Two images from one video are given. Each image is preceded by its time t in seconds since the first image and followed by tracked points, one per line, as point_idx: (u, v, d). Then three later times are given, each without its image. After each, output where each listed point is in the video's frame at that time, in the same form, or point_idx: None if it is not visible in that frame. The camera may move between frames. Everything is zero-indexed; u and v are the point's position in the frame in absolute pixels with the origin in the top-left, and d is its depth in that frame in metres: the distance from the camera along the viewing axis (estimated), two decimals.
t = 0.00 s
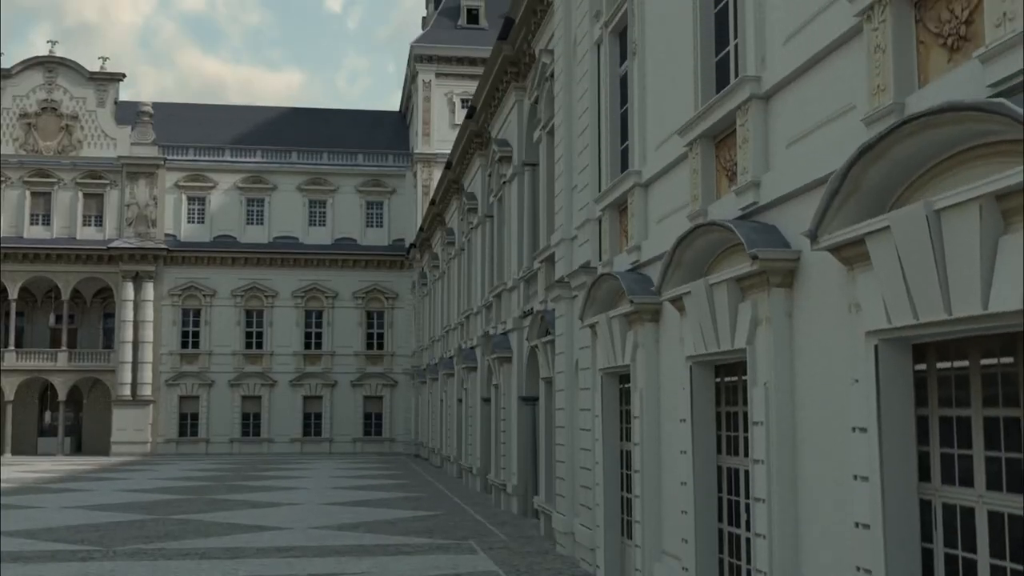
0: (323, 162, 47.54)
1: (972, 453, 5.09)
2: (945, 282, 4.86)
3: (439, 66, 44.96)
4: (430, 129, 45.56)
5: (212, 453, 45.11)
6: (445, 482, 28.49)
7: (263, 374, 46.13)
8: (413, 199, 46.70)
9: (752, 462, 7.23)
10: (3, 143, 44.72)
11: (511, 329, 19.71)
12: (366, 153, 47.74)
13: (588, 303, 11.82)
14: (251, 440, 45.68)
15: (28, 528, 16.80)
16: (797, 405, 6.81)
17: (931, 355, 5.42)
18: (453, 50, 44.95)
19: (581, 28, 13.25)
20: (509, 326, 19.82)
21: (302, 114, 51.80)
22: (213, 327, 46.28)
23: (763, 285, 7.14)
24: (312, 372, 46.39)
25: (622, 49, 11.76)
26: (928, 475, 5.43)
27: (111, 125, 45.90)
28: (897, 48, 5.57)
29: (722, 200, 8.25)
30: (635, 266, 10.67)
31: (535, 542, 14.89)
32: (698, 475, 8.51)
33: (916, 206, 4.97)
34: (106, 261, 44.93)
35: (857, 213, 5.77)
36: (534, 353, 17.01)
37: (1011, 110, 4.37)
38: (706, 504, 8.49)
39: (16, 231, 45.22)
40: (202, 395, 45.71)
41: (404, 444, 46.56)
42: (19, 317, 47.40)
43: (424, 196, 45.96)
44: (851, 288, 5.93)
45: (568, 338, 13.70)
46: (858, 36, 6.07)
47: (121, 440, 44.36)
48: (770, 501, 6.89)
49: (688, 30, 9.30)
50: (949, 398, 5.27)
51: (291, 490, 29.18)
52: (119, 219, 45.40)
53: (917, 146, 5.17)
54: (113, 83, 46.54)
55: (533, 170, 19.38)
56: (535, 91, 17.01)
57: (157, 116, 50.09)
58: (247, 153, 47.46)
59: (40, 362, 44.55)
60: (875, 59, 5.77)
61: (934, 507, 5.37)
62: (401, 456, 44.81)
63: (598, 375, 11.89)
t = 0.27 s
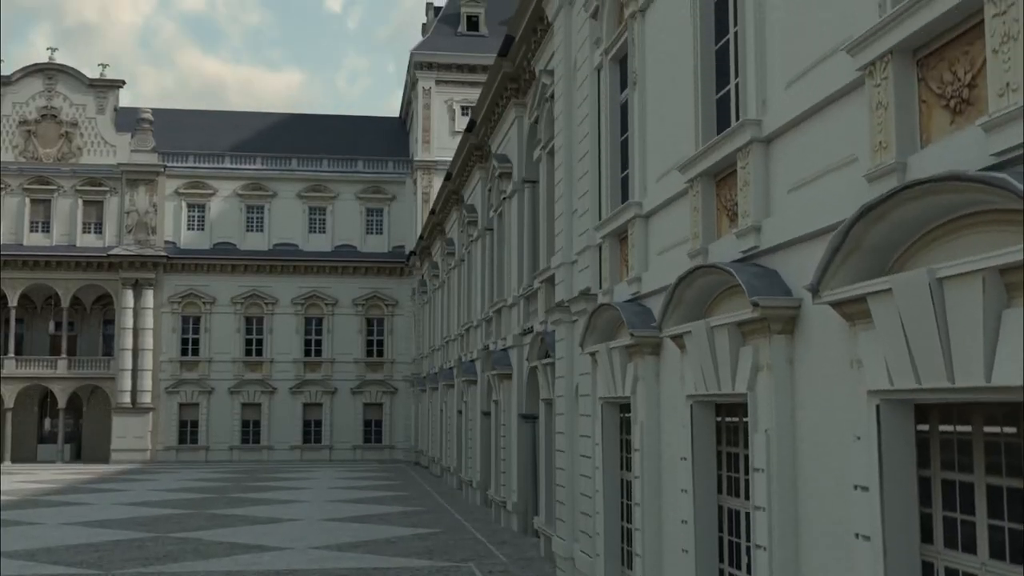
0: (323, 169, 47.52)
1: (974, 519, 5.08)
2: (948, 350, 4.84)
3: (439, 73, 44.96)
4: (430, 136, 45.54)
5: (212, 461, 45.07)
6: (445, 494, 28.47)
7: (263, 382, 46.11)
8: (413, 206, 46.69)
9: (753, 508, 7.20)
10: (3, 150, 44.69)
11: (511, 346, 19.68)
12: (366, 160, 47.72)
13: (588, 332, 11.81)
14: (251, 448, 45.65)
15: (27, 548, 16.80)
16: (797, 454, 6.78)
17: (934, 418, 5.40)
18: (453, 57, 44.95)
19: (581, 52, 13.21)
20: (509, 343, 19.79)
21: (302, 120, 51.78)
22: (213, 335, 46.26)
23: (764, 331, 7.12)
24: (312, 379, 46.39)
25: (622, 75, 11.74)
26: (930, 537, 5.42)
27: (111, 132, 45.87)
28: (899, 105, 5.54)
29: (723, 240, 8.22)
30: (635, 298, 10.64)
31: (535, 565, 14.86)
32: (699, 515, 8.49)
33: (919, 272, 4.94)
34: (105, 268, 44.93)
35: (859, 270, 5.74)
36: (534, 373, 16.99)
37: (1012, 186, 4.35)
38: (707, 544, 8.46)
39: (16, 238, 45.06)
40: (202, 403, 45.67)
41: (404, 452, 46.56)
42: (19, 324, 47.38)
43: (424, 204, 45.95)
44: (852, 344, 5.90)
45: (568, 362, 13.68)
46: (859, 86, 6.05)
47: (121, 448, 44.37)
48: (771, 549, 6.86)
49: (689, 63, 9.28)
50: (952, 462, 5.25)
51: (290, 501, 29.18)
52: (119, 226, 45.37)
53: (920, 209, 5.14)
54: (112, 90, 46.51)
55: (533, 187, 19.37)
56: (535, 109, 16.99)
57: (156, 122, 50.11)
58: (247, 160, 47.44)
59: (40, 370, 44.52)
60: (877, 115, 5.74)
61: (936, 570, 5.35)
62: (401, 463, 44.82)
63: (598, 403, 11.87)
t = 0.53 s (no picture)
0: (323, 177, 47.49)
1: None
2: (951, 429, 4.81)
3: (439, 81, 44.93)
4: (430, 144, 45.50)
5: (211, 469, 45.02)
6: (445, 507, 28.42)
7: (263, 390, 46.08)
8: (412, 214, 46.67)
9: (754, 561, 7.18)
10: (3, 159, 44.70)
11: (511, 365, 19.64)
12: (366, 168, 47.70)
13: (587, 364, 11.80)
14: (251, 456, 45.62)
15: (26, 570, 16.82)
16: (799, 510, 6.74)
17: (936, 489, 5.36)
18: (453, 65, 44.91)
19: (581, 79, 13.16)
20: (509, 362, 19.76)
21: (302, 127, 51.75)
22: (213, 343, 46.24)
23: (764, 384, 7.09)
24: (313, 388, 46.37)
25: (623, 108, 11.73)
26: None
27: (111, 140, 45.84)
28: (901, 174, 5.50)
29: (724, 285, 8.18)
30: (636, 334, 10.61)
31: None
32: (699, 559, 8.47)
33: (921, 349, 4.91)
34: (105, 277, 44.93)
35: (860, 336, 5.72)
36: (535, 396, 16.93)
37: (1012, 271, 4.33)
38: None
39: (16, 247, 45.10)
40: (202, 411, 45.66)
41: (404, 460, 46.53)
42: (19, 332, 47.36)
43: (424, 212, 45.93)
44: (854, 409, 5.87)
45: (568, 388, 13.63)
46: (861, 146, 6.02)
47: (121, 457, 44.37)
48: None
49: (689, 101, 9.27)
50: (955, 536, 5.23)
51: (289, 514, 29.20)
52: (119, 234, 45.35)
53: (921, 283, 5.11)
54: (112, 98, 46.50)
55: (532, 207, 19.33)
56: (535, 129, 16.95)
57: (156, 130, 50.03)
58: (247, 168, 47.41)
59: (39, 379, 44.53)
60: (879, 182, 5.70)
61: None
62: (401, 472, 44.80)
63: (598, 435, 11.84)
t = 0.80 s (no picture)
0: (322, 184, 47.48)
1: None
2: (954, 509, 4.78)
3: (439, 89, 44.91)
4: (430, 152, 45.48)
5: (211, 478, 44.98)
6: (444, 521, 28.35)
7: (263, 398, 46.04)
8: (412, 222, 46.65)
9: None
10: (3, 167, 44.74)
11: (511, 385, 19.61)
12: (366, 176, 47.70)
13: (588, 396, 11.77)
14: (251, 464, 45.59)
15: None
16: (801, 566, 6.71)
17: (938, 561, 5.33)
18: (453, 73, 44.90)
19: (581, 105, 13.12)
20: (509, 381, 19.72)
21: (302, 134, 51.75)
22: (212, 351, 46.20)
23: (766, 438, 7.05)
24: (312, 396, 46.35)
25: (623, 139, 11.68)
26: None
27: (110, 149, 45.81)
28: (904, 242, 5.46)
29: (725, 331, 8.14)
30: (637, 369, 10.57)
31: None
32: None
33: (924, 427, 4.89)
34: (105, 285, 44.92)
35: (862, 402, 5.69)
36: (535, 418, 16.88)
37: (1014, 357, 4.31)
38: None
39: (16, 254, 45.00)
40: (201, 419, 45.62)
41: (404, 468, 46.50)
42: (18, 340, 47.34)
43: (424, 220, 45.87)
44: (857, 474, 5.84)
45: (569, 416, 13.55)
46: (863, 205, 5.97)
47: (120, 465, 44.34)
48: None
49: (690, 136, 9.23)
50: None
51: (289, 526, 29.20)
52: (119, 242, 45.36)
53: (924, 355, 5.08)
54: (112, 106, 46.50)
55: (533, 226, 19.28)
56: (535, 150, 16.93)
57: (156, 137, 49.90)
58: (247, 175, 47.41)
59: (39, 387, 44.51)
60: (881, 248, 5.66)
61: None
62: (401, 480, 44.77)
63: (598, 467, 11.81)
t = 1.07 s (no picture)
0: (322, 191, 47.46)
1: None
2: None
3: (439, 96, 44.91)
4: (430, 159, 45.47)
5: (211, 485, 44.96)
6: (444, 532, 28.31)
7: (263, 405, 46.03)
8: (412, 229, 46.64)
9: None
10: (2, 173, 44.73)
11: (511, 401, 19.57)
12: (366, 182, 47.71)
13: (587, 424, 11.75)
14: (250, 471, 45.57)
15: None
16: None
17: None
18: (453, 80, 44.89)
19: (581, 128, 13.12)
20: (509, 397, 19.69)
21: (302, 139, 51.72)
22: (212, 358, 46.17)
23: (767, 483, 7.02)
24: (312, 403, 46.34)
25: (623, 166, 11.69)
26: None
27: (110, 155, 45.59)
28: (905, 299, 5.44)
29: (725, 370, 8.12)
30: (637, 399, 10.54)
31: None
32: None
33: (927, 493, 4.86)
34: (105, 292, 44.93)
35: (863, 458, 5.67)
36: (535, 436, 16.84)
37: (1013, 428, 4.30)
38: None
39: (16, 261, 44.95)
40: (201, 426, 45.60)
41: (404, 475, 46.47)
42: (18, 346, 47.29)
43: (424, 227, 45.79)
44: (858, 529, 5.82)
45: (569, 439, 13.50)
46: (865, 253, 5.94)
47: (120, 472, 44.30)
48: None
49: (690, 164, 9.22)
50: None
51: (289, 535, 29.24)
52: (119, 249, 45.31)
53: (925, 417, 5.05)
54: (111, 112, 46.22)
55: (533, 243, 19.26)
56: (534, 168, 16.91)
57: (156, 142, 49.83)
58: (246, 182, 47.39)
59: (39, 394, 44.49)
60: (883, 304, 5.64)
61: None
62: (401, 487, 44.77)
63: (598, 494, 11.78)
